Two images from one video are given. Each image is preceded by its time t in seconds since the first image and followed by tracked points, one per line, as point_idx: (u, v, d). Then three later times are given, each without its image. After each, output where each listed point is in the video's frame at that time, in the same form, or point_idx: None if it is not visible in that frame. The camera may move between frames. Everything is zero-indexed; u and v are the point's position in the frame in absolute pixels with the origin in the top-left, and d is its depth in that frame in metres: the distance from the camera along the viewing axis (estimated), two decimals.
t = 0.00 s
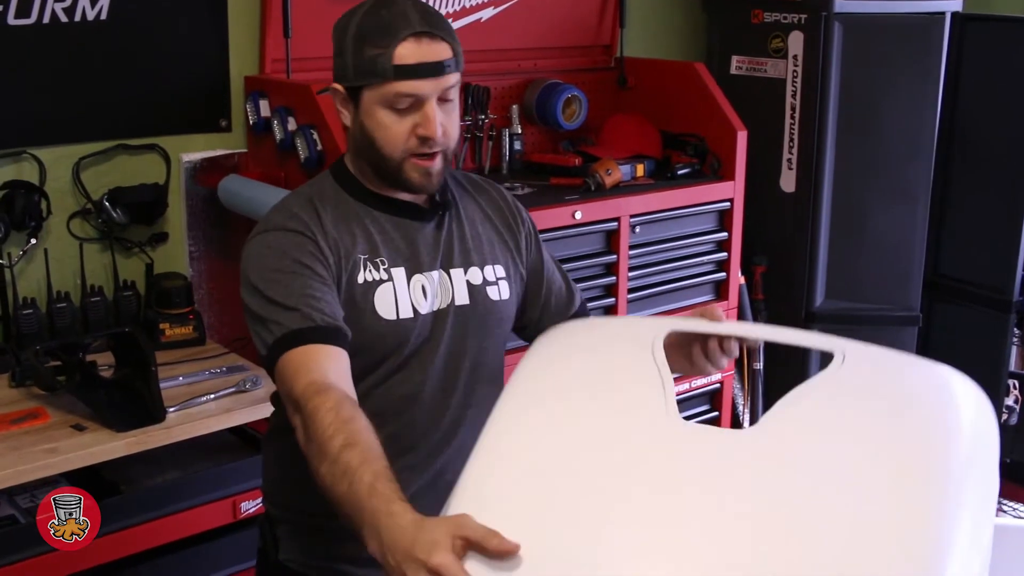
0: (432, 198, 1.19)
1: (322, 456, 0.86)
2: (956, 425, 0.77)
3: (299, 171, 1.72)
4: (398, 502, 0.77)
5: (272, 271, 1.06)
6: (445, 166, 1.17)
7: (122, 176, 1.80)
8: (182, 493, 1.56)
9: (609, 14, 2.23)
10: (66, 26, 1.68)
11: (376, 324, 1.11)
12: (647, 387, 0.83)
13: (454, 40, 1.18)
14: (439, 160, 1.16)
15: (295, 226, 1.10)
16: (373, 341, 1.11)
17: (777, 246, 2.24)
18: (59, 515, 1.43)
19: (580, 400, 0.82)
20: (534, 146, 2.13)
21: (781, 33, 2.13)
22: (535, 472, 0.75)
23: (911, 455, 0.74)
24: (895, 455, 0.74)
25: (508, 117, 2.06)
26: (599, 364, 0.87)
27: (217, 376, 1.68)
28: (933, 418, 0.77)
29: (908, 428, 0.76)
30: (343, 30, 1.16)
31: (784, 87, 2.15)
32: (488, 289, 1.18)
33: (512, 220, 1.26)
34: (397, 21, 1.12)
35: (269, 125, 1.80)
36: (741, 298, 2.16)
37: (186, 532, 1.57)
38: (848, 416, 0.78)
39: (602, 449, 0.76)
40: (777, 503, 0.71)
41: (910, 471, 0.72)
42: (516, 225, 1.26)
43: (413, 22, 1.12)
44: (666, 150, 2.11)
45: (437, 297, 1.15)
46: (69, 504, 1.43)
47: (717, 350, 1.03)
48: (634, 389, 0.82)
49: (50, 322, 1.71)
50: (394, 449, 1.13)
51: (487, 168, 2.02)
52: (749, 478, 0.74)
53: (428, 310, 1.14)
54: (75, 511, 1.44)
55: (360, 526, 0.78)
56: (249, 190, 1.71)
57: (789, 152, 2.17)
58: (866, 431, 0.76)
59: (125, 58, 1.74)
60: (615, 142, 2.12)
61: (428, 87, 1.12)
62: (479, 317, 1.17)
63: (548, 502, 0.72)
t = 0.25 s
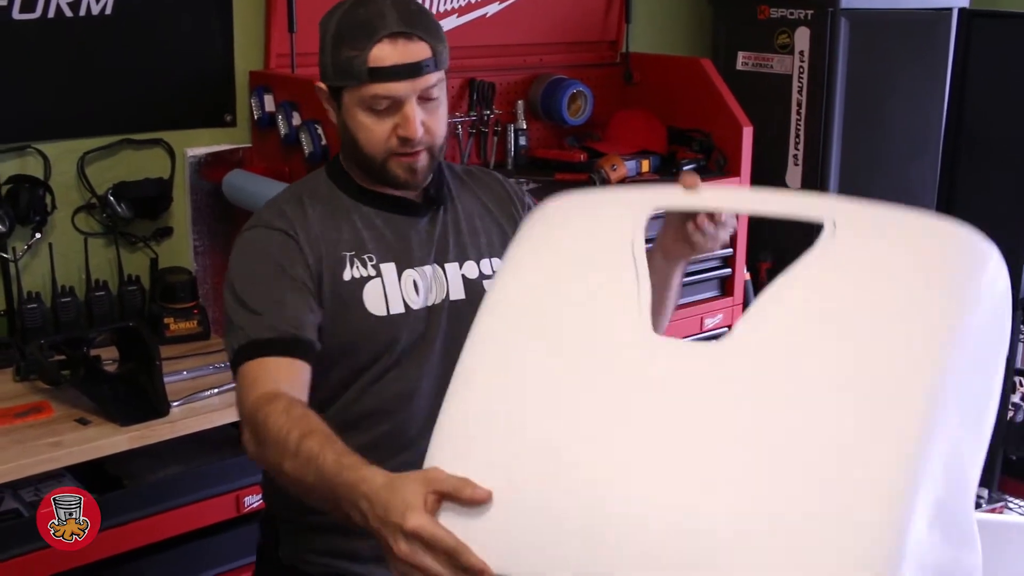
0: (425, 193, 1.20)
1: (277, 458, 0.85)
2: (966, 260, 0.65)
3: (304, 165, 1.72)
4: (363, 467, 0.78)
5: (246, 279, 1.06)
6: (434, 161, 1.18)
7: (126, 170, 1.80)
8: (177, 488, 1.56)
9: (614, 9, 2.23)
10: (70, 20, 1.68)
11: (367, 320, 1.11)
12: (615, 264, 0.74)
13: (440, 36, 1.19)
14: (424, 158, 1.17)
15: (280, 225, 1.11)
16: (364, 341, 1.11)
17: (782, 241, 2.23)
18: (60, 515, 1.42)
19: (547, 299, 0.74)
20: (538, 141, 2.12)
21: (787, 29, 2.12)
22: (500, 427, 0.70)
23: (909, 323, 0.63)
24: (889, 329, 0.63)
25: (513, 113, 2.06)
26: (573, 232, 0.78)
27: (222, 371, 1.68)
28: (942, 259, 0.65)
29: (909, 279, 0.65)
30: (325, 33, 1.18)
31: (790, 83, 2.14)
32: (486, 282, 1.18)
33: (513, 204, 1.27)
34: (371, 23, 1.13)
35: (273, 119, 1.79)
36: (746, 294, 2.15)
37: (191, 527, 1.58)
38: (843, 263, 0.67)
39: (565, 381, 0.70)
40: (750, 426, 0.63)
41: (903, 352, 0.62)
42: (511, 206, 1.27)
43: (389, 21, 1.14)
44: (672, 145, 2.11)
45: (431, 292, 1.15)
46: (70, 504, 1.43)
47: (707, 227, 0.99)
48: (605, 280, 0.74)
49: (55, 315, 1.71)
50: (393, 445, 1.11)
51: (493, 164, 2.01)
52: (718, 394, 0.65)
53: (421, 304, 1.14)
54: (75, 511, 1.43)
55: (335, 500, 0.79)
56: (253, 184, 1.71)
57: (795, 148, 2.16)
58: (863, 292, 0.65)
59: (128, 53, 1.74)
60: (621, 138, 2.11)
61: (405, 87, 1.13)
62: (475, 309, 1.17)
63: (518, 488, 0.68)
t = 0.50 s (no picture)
0: (405, 189, 1.23)
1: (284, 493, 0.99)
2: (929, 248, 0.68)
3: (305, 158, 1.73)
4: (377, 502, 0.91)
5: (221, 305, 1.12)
6: (423, 150, 1.20)
7: (128, 165, 1.80)
8: (173, 483, 1.57)
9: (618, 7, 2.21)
10: (73, 16, 1.68)
11: (344, 321, 1.16)
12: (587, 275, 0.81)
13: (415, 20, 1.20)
14: (414, 146, 1.18)
15: (251, 238, 1.15)
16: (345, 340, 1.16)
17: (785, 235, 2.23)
18: (60, 515, 1.43)
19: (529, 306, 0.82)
20: (542, 135, 2.12)
21: (790, 23, 2.11)
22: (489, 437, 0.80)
23: (871, 328, 0.67)
24: (848, 333, 0.67)
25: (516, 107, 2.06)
26: (555, 230, 0.84)
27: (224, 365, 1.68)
28: (907, 250, 0.68)
29: (874, 275, 0.68)
30: (300, 30, 1.19)
31: (793, 77, 2.13)
32: (469, 277, 1.22)
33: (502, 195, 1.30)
34: (350, 14, 1.15)
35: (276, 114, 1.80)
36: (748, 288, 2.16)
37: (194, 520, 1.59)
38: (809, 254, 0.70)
39: (548, 393, 0.78)
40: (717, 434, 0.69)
41: (861, 358, 0.66)
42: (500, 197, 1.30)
43: (368, 11, 1.15)
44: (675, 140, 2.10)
45: (409, 290, 1.19)
46: (70, 504, 1.44)
47: (682, 191, 1.01)
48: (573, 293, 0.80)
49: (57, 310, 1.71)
50: (378, 442, 1.18)
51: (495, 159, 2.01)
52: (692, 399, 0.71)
53: (399, 301, 1.18)
54: (75, 512, 1.45)
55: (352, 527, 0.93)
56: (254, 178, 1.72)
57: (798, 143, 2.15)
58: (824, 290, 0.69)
59: (130, 48, 1.74)
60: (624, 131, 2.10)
61: (392, 76, 1.15)
62: (455, 305, 1.21)
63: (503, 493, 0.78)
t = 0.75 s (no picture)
0: (390, 197, 1.23)
1: (299, 518, 1.05)
2: (948, 294, 0.75)
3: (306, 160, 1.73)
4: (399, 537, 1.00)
5: (212, 326, 1.14)
6: (409, 156, 1.21)
7: (130, 166, 1.80)
8: (178, 484, 1.57)
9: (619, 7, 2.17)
10: (74, 17, 1.68)
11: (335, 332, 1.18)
12: (608, 305, 0.89)
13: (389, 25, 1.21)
14: (401, 152, 1.19)
15: (237, 251, 1.16)
16: (337, 349, 1.18)
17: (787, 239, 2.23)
18: (59, 516, 1.44)
19: (559, 331, 0.90)
20: (542, 137, 2.12)
21: (791, 24, 2.12)
22: (523, 443, 0.89)
23: (878, 385, 0.74)
24: (871, 372, 0.74)
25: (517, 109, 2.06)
26: (570, 278, 0.92)
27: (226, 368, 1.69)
28: (921, 315, 0.74)
29: (880, 336, 0.75)
30: (276, 44, 1.19)
31: (794, 79, 2.13)
32: (456, 281, 1.25)
33: (492, 198, 1.32)
34: (327, 25, 1.15)
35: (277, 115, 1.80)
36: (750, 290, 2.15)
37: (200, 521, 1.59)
38: (834, 292, 0.77)
39: (568, 437, 0.86)
40: (734, 460, 0.77)
41: (881, 396, 0.73)
42: (490, 200, 1.32)
43: (344, 21, 1.15)
44: (675, 142, 2.10)
45: (397, 297, 1.21)
46: (69, 505, 1.45)
47: (700, 242, 1.07)
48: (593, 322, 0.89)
49: (58, 311, 1.71)
50: (374, 446, 1.21)
51: (496, 160, 2.03)
52: (719, 426, 0.78)
53: (388, 309, 1.20)
54: (75, 511, 1.45)
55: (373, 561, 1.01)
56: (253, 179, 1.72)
57: (799, 145, 2.15)
58: (849, 328, 0.76)
59: (131, 50, 1.75)
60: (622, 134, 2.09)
61: (375, 83, 1.16)
62: (445, 309, 1.23)
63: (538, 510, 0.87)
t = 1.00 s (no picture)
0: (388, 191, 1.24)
1: (293, 513, 1.06)
2: (955, 311, 0.81)
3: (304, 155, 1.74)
4: (393, 536, 1.02)
5: (208, 319, 1.13)
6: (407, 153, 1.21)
7: (128, 161, 1.80)
8: (183, 475, 1.58)
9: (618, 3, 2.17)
10: (72, 12, 1.69)
11: (331, 327, 1.18)
12: (621, 311, 0.96)
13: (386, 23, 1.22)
14: (402, 149, 1.20)
15: (235, 245, 1.15)
16: (334, 344, 1.18)
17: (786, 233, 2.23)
18: (60, 515, 1.44)
19: (575, 335, 0.97)
20: (541, 132, 2.13)
21: (790, 20, 2.11)
22: (526, 444, 0.94)
23: (880, 390, 0.79)
24: (880, 381, 0.79)
25: (515, 104, 2.06)
26: (585, 292, 0.99)
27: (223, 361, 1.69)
28: (919, 326, 0.80)
29: (881, 346, 0.80)
30: (274, 41, 1.19)
31: (793, 74, 2.12)
32: (453, 275, 1.26)
33: (487, 192, 1.33)
34: (327, 22, 1.15)
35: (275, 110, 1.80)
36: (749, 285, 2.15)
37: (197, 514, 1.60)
38: (843, 305, 0.84)
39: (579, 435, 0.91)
40: (738, 456, 0.82)
41: (888, 403, 0.78)
42: (486, 195, 1.33)
43: (344, 19, 1.16)
44: (674, 137, 2.10)
45: (395, 292, 1.21)
46: (70, 504, 1.45)
47: (710, 255, 1.12)
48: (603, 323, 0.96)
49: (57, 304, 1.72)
50: (369, 440, 1.22)
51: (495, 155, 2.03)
52: (726, 426, 0.83)
53: (385, 304, 1.21)
54: (75, 512, 1.46)
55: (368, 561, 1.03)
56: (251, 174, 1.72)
57: (797, 140, 2.15)
58: (858, 338, 0.81)
59: (130, 45, 1.75)
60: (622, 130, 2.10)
61: (376, 80, 1.16)
62: (442, 303, 1.24)
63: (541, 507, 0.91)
